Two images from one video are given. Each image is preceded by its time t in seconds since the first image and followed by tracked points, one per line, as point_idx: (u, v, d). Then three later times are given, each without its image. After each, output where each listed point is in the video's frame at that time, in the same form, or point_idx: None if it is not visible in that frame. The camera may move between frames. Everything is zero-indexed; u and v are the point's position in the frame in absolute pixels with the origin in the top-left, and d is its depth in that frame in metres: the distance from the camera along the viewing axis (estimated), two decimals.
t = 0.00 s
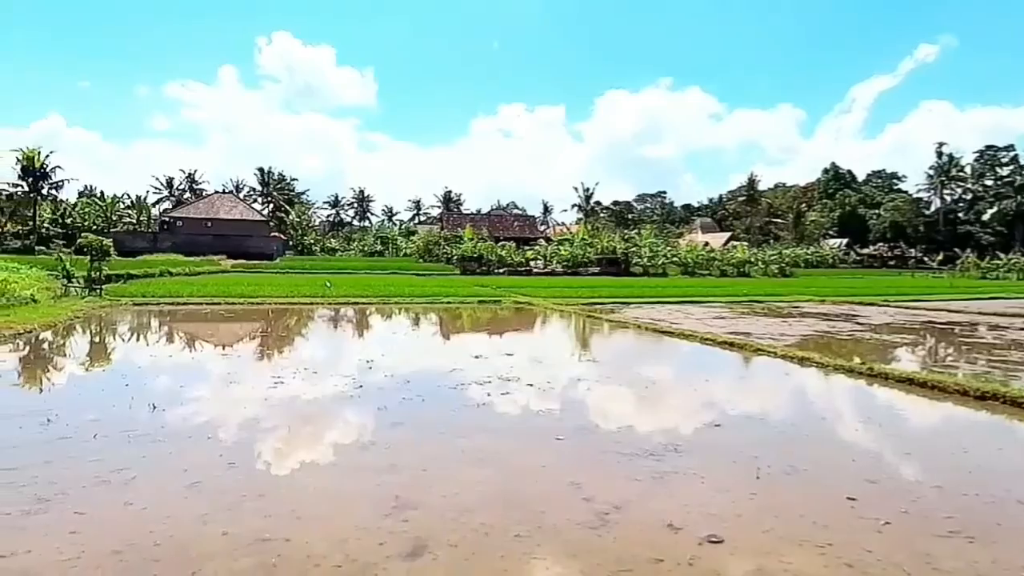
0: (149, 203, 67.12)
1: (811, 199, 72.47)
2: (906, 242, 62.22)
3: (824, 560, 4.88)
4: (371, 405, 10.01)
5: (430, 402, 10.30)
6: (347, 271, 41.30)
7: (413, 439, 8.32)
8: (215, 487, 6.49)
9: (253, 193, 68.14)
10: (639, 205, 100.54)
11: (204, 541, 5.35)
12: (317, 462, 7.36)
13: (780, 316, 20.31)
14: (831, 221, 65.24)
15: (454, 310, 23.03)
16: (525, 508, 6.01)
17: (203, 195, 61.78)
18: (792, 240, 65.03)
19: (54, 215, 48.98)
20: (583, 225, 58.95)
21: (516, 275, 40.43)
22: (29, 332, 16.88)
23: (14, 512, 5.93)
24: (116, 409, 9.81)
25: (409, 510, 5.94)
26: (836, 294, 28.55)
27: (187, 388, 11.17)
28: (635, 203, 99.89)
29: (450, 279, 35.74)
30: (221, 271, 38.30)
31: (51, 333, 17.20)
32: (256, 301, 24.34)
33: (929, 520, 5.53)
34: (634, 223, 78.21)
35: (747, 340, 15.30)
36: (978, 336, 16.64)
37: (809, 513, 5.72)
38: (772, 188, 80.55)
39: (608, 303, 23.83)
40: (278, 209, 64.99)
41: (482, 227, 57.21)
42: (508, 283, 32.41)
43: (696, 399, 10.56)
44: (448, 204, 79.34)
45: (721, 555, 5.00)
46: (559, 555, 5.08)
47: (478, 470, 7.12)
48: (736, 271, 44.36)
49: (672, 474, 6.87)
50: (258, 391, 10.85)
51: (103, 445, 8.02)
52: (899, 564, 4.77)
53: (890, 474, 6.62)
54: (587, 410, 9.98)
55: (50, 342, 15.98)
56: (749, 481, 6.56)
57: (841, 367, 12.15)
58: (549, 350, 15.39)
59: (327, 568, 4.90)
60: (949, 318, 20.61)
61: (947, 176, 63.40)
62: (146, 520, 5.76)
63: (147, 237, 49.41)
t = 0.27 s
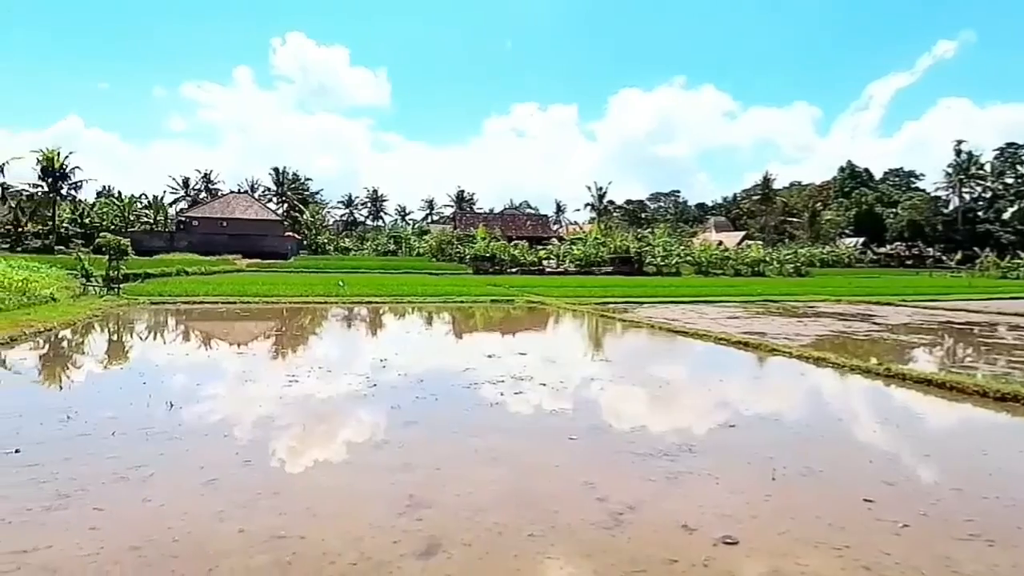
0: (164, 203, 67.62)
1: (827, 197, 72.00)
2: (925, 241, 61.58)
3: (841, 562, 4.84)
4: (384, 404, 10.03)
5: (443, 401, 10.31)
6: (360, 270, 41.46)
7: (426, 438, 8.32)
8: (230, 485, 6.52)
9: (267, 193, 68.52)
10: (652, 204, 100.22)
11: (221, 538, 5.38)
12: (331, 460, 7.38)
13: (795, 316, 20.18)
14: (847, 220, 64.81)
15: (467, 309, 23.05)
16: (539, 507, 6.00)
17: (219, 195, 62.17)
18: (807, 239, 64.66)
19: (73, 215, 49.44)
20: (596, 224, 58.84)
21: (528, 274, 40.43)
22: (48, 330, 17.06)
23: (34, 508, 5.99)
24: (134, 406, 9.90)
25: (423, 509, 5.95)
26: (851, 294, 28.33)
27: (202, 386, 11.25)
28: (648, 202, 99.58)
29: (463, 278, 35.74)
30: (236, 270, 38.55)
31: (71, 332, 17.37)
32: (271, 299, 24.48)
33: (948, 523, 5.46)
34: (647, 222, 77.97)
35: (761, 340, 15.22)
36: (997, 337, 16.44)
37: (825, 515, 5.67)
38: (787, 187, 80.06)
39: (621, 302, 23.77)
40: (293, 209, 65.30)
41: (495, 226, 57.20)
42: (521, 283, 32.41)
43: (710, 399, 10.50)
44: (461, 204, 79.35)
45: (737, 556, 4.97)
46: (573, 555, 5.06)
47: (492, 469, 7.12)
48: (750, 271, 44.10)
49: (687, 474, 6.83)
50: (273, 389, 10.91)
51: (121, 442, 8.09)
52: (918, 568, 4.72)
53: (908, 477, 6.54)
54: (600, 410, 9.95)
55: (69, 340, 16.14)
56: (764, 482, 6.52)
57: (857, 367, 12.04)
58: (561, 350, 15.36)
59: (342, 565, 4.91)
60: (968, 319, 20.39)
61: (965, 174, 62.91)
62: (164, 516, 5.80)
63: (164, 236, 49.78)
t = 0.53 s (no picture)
0: (181, 203, 68.10)
1: (843, 196, 71.52)
2: (942, 240, 60.94)
3: (858, 564, 4.79)
4: (398, 403, 10.05)
5: (456, 400, 10.32)
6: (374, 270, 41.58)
7: (439, 436, 8.33)
8: (247, 482, 6.56)
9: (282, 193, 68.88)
10: (666, 203, 99.95)
11: (238, 534, 5.41)
12: (345, 458, 7.41)
13: (810, 316, 20.04)
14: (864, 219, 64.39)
15: (479, 309, 23.04)
16: (553, 507, 5.99)
17: (234, 195, 62.55)
18: (823, 238, 64.30)
19: (92, 215, 49.94)
20: (609, 224, 58.67)
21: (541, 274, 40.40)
22: (68, 329, 17.23)
23: (55, 503, 6.06)
24: (152, 404, 9.99)
25: (437, 507, 5.96)
26: (867, 294, 28.09)
27: (219, 384, 11.33)
28: (661, 202, 99.32)
29: (476, 278, 35.63)
30: (251, 269, 38.80)
31: (89, 330, 17.54)
32: (285, 299, 24.60)
33: (967, 526, 5.40)
34: (660, 221, 77.73)
35: (776, 341, 15.13)
36: (1016, 338, 16.25)
37: (842, 517, 5.62)
38: (802, 186, 79.56)
39: (633, 302, 23.71)
40: (307, 209, 65.59)
41: (508, 226, 57.19)
42: (533, 282, 32.37)
43: (723, 399, 10.46)
44: (474, 203, 79.33)
45: (754, 558, 4.93)
46: (586, 556, 5.04)
47: (504, 468, 7.12)
48: (765, 271, 43.84)
49: (702, 475, 6.80)
50: (287, 387, 10.97)
51: (139, 439, 8.17)
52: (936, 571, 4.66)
53: (926, 479, 6.47)
54: (611, 410, 9.93)
55: (88, 338, 16.30)
56: (780, 484, 6.47)
57: (874, 368, 11.95)
58: (573, 349, 15.31)
59: (357, 563, 4.92)
60: (986, 319, 20.19)
61: (985, 173, 62.24)
62: (182, 513, 5.85)
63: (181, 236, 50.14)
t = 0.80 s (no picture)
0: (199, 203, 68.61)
1: (862, 195, 70.89)
2: (965, 238, 59.98)
3: (881, 568, 4.73)
4: (415, 402, 10.06)
5: (472, 399, 10.31)
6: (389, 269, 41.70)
7: (455, 436, 8.33)
8: (265, 479, 6.60)
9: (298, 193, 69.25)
10: (682, 202, 99.52)
11: (256, 532, 5.44)
12: (362, 457, 7.42)
13: (829, 316, 19.87)
14: (884, 218, 63.74)
15: (494, 308, 23.02)
16: (570, 507, 5.96)
17: (252, 195, 62.95)
18: (842, 237, 63.79)
19: (113, 215, 50.49)
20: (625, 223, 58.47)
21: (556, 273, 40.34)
22: (89, 327, 17.43)
23: (78, 499, 6.13)
24: (172, 402, 10.07)
25: (454, 506, 5.96)
26: (887, 293, 27.78)
27: (237, 382, 11.40)
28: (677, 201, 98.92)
29: (492, 277, 35.49)
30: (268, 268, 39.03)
31: (111, 328, 17.73)
32: (303, 298, 24.73)
33: (992, 531, 5.31)
34: (677, 220, 77.38)
35: (794, 341, 15.00)
36: None
37: (863, 519, 5.55)
38: (820, 185, 78.93)
39: (650, 301, 23.61)
40: (323, 208, 65.89)
41: (523, 225, 57.16)
42: (548, 281, 32.31)
43: (742, 400, 10.38)
44: (489, 202, 79.29)
45: (774, 560, 4.88)
46: (604, 556, 5.01)
47: (521, 468, 7.10)
48: (783, 270, 43.47)
49: (720, 476, 6.74)
50: (305, 385, 11.02)
51: (160, 436, 8.24)
52: None
53: (949, 482, 6.38)
54: (628, 410, 9.89)
55: (109, 337, 16.47)
56: (799, 485, 6.41)
57: (894, 369, 11.81)
58: (590, 349, 15.26)
59: (375, 561, 4.93)
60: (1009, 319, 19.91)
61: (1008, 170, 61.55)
62: (201, 509, 5.88)
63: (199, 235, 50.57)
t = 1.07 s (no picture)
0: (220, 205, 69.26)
1: (885, 194, 70.15)
2: (990, 238, 58.75)
3: (905, 573, 4.65)
4: (433, 402, 10.06)
5: (490, 400, 10.30)
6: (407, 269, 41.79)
7: (473, 436, 8.32)
8: (285, 478, 6.63)
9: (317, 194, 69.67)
10: (700, 202, 99.05)
11: (276, 530, 5.46)
12: (380, 457, 7.44)
13: (850, 317, 19.66)
14: (907, 217, 62.98)
15: (510, 309, 23.01)
16: (588, 508, 5.93)
17: (271, 196, 63.41)
18: (864, 237, 63.19)
19: (136, 217, 51.11)
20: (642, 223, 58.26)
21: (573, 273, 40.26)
22: (113, 326, 17.63)
23: (104, 497, 6.21)
24: (194, 400, 10.16)
25: (472, 506, 5.95)
26: (910, 294, 27.41)
27: (257, 381, 11.47)
28: (696, 201, 98.45)
29: (509, 278, 35.55)
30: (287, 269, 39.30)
31: (134, 328, 17.91)
32: (322, 298, 24.87)
33: (1020, 536, 5.21)
34: (695, 220, 76.99)
35: (815, 342, 14.84)
36: None
37: (887, 524, 5.46)
38: (841, 184, 78.18)
39: (667, 302, 23.49)
40: (341, 209, 66.20)
41: (540, 226, 57.12)
42: (565, 282, 32.24)
43: (762, 401, 10.27)
44: (506, 203, 79.21)
45: (796, 562, 4.83)
46: (623, 558, 4.97)
47: (539, 468, 7.08)
48: (803, 270, 42.99)
49: (740, 478, 6.67)
50: (323, 385, 11.05)
51: (182, 434, 8.32)
52: None
53: (976, 487, 6.26)
54: (646, 411, 9.82)
55: (133, 336, 16.65)
56: (821, 488, 6.32)
57: (918, 370, 11.64)
58: (607, 349, 15.20)
59: (394, 560, 4.93)
60: None
61: None
62: (223, 508, 5.93)
63: (220, 237, 50.98)
